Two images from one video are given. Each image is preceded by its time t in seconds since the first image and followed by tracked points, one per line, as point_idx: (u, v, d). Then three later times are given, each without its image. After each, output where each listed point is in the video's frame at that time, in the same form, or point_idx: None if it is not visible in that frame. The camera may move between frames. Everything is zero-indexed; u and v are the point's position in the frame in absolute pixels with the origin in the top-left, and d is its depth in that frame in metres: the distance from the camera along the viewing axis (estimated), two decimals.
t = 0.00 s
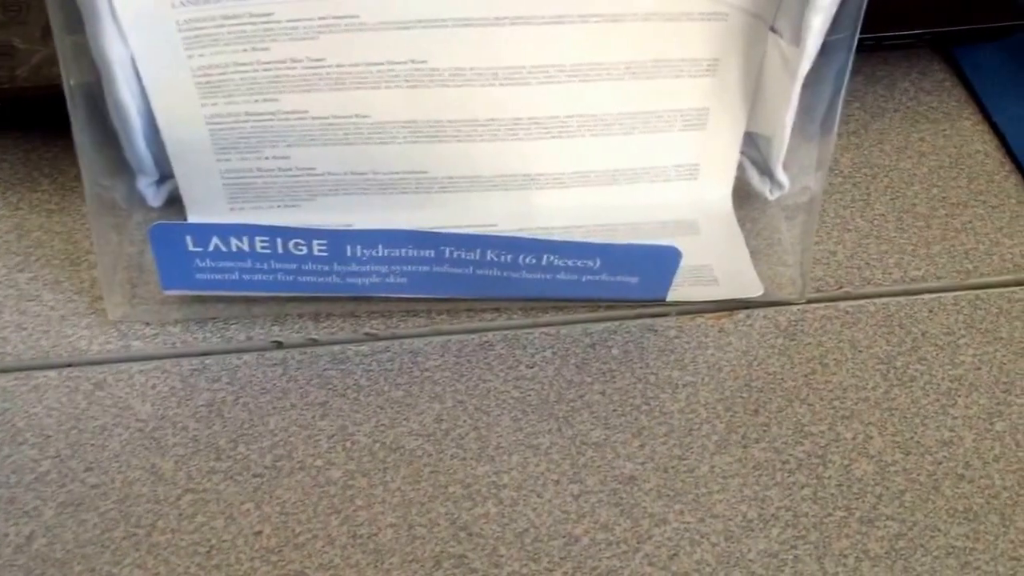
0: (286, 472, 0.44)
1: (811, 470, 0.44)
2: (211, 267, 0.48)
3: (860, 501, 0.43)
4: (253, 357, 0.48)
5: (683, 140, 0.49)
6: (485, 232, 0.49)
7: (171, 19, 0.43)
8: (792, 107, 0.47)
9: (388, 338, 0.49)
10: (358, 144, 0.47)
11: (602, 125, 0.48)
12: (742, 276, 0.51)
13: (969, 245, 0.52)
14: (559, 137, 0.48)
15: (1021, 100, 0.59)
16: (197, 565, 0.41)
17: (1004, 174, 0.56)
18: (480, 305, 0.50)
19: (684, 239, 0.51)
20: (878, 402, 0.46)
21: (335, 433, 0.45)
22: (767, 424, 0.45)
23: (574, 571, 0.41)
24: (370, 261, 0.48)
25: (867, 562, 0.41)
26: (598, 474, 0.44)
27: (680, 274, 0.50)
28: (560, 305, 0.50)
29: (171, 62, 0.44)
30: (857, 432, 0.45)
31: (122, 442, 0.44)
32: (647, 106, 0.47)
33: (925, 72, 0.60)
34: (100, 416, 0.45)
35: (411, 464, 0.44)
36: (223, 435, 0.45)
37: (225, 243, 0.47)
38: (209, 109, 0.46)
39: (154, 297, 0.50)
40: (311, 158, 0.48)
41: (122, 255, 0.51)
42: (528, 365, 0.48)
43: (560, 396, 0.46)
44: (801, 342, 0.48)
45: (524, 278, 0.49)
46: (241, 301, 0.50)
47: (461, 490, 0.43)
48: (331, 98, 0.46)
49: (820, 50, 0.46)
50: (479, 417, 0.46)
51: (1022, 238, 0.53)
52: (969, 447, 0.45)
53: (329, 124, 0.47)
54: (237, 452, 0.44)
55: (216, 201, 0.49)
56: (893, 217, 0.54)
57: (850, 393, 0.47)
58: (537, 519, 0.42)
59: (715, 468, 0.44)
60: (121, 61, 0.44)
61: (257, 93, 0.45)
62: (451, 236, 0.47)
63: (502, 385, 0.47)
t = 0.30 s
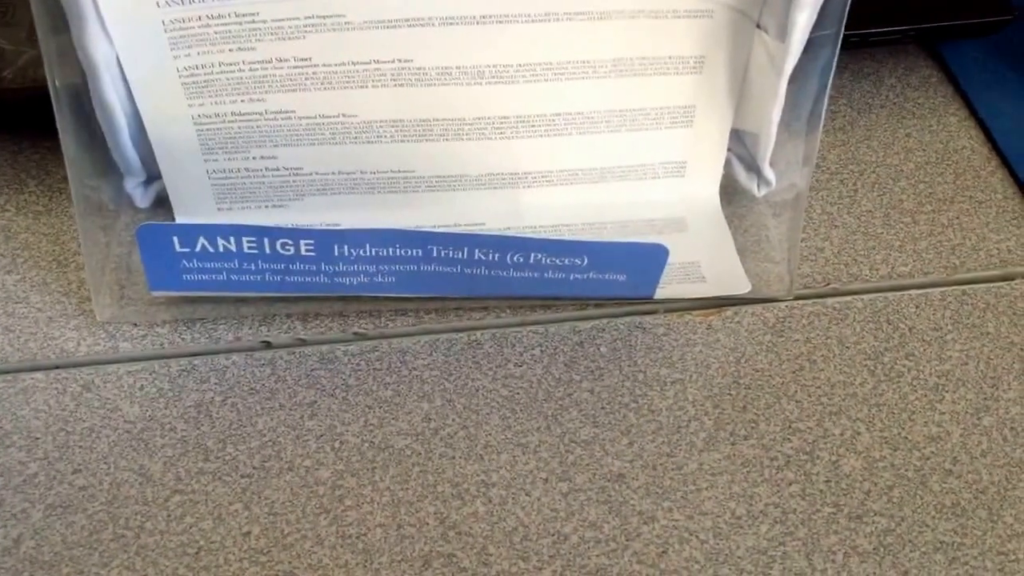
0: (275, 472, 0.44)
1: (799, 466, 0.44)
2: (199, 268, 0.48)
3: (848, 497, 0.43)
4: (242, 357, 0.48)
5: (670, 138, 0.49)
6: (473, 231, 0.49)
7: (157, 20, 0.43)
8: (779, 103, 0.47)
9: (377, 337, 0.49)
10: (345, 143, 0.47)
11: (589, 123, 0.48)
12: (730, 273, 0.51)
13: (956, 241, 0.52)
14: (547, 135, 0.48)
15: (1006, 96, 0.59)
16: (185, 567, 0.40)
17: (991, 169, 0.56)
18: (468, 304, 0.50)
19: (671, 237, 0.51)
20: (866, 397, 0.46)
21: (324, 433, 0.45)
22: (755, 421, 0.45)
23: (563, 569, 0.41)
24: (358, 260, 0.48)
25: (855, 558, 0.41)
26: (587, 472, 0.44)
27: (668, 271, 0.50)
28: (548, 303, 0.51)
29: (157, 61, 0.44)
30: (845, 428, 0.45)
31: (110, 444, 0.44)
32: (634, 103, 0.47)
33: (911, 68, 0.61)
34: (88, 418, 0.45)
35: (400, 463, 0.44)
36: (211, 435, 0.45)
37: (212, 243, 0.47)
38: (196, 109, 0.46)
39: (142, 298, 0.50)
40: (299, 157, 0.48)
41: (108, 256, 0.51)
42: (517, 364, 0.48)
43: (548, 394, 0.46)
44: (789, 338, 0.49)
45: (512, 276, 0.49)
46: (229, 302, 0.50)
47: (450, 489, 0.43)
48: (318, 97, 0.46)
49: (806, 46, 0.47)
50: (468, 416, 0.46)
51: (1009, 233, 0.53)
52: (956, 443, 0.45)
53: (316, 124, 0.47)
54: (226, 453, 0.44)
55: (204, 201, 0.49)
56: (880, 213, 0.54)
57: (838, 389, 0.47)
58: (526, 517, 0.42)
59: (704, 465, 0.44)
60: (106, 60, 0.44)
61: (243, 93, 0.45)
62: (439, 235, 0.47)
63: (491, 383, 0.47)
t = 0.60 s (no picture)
0: (267, 473, 0.44)
1: (791, 464, 0.44)
2: (191, 269, 0.48)
3: (840, 494, 0.43)
4: (234, 358, 0.48)
5: (662, 136, 0.49)
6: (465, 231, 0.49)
7: (147, 21, 0.43)
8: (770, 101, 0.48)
9: (369, 338, 0.49)
10: (337, 144, 0.47)
11: (581, 122, 0.48)
12: (721, 271, 0.51)
13: (947, 238, 0.52)
14: (538, 134, 0.48)
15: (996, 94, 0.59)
16: (178, 568, 0.40)
17: (982, 166, 0.56)
18: (460, 304, 0.51)
19: (663, 235, 0.52)
20: (857, 395, 0.46)
21: (316, 434, 0.45)
22: (747, 419, 0.46)
23: (556, 568, 0.41)
24: (350, 260, 0.48)
25: (847, 555, 0.41)
26: (579, 471, 0.44)
27: (660, 270, 0.50)
28: (540, 302, 0.51)
29: (148, 63, 0.44)
30: (837, 425, 0.45)
31: (103, 446, 0.44)
32: (625, 102, 0.47)
33: (902, 65, 0.61)
34: (80, 420, 0.45)
35: (392, 463, 0.44)
36: (204, 437, 0.45)
37: (204, 244, 0.47)
38: (188, 110, 0.46)
39: (134, 299, 0.50)
40: (291, 158, 0.48)
41: (99, 258, 0.51)
42: (509, 363, 0.48)
43: (540, 393, 0.47)
44: (781, 336, 0.49)
45: (504, 276, 0.49)
46: (221, 302, 0.50)
47: (443, 489, 0.43)
48: (310, 98, 0.46)
49: (797, 44, 0.47)
50: (460, 416, 0.46)
51: (999, 230, 0.53)
52: (947, 440, 0.45)
53: (308, 124, 0.47)
54: (218, 454, 0.44)
55: (196, 203, 0.49)
56: (871, 210, 0.54)
57: (829, 387, 0.47)
58: (519, 517, 0.42)
59: (696, 464, 0.44)
60: (97, 61, 0.44)
61: (235, 94, 0.45)
62: (430, 235, 0.47)
63: (483, 383, 0.47)
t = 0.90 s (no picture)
0: (264, 475, 0.44)
1: (787, 464, 0.44)
2: (188, 271, 0.48)
3: (835, 494, 0.43)
4: (231, 360, 0.48)
5: (658, 138, 0.49)
6: (461, 232, 0.49)
7: (143, 23, 0.43)
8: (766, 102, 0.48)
9: (365, 339, 0.49)
10: (333, 146, 0.47)
11: (577, 124, 0.48)
12: (717, 272, 0.51)
13: (941, 238, 0.53)
14: (534, 136, 0.48)
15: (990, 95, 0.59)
16: (174, 571, 0.41)
17: (976, 167, 0.56)
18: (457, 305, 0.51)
19: (659, 237, 0.52)
20: (852, 395, 0.47)
21: (312, 436, 0.45)
22: (743, 420, 0.46)
23: (552, 569, 0.41)
24: (347, 262, 0.48)
25: (842, 555, 0.42)
26: (575, 472, 0.44)
27: (656, 271, 0.51)
28: (537, 303, 0.51)
29: (144, 65, 0.44)
30: (832, 426, 0.46)
31: (99, 448, 0.44)
32: (621, 103, 0.47)
33: (897, 67, 0.61)
34: (76, 422, 0.45)
35: (388, 464, 0.44)
36: (200, 439, 0.45)
37: (200, 246, 0.47)
38: (184, 112, 0.46)
39: (130, 301, 0.50)
40: (287, 160, 0.48)
41: (96, 260, 0.51)
42: (506, 364, 0.48)
43: (536, 395, 0.47)
44: (776, 337, 0.49)
45: (500, 277, 0.49)
46: (218, 304, 0.50)
47: (439, 490, 0.43)
48: (306, 100, 0.46)
49: (792, 46, 0.47)
50: (456, 417, 0.46)
51: (994, 230, 0.53)
52: (942, 440, 0.45)
53: (304, 127, 0.47)
54: (215, 456, 0.44)
55: (192, 205, 0.49)
56: (866, 211, 0.54)
57: (824, 387, 0.47)
58: (515, 518, 0.42)
59: (692, 464, 0.44)
60: (93, 63, 0.44)
61: (231, 96, 0.45)
62: (427, 237, 0.47)
63: (480, 384, 0.47)
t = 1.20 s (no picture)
0: (264, 478, 0.44)
1: (786, 467, 0.44)
2: (188, 275, 0.48)
3: (834, 497, 0.43)
4: (231, 363, 0.48)
5: (658, 140, 0.49)
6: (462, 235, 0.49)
7: (144, 26, 0.43)
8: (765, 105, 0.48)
9: (366, 342, 0.49)
10: (334, 149, 0.47)
11: (578, 127, 0.48)
12: (716, 275, 0.52)
13: (941, 241, 0.53)
14: (535, 139, 0.48)
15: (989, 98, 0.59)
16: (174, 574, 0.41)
17: (976, 169, 0.56)
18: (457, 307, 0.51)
19: (659, 239, 0.52)
20: (852, 398, 0.47)
21: (313, 439, 0.45)
22: (742, 422, 0.46)
23: (552, 571, 0.41)
24: (348, 265, 0.48)
25: (842, 557, 0.42)
26: (575, 475, 0.44)
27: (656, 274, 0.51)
28: (538, 306, 0.51)
29: (145, 67, 0.44)
30: (832, 428, 0.46)
31: (99, 451, 0.44)
32: (622, 106, 0.47)
33: (896, 70, 0.61)
34: (76, 425, 0.45)
35: (389, 467, 0.44)
36: (200, 442, 0.45)
37: (201, 249, 0.47)
38: (185, 115, 0.46)
39: (130, 304, 0.50)
40: (288, 162, 0.48)
41: (97, 263, 0.51)
42: (506, 367, 0.48)
43: (537, 397, 0.47)
44: (776, 339, 0.49)
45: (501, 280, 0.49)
46: (218, 307, 0.50)
47: (439, 492, 0.43)
48: (307, 103, 0.46)
49: (792, 49, 0.47)
50: (456, 420, 0.46)
51: (993, 233, 0.53)
52: (941, 443, 0.45)
53: (305, 130, 0.47)
54: (215, 459, 0.44)
55: (193, 208, 0.49)
56: (865, 214, 0.54)
57: (824, 390, 0.47)
58: (515, 520, 0.42)
59: (692, 467, 0.44)
60: (94, 67, 0.44)
61: (232, 99, 0.45)
62: (427, 240, 0.47)
63: (480, 387, 0.47)
